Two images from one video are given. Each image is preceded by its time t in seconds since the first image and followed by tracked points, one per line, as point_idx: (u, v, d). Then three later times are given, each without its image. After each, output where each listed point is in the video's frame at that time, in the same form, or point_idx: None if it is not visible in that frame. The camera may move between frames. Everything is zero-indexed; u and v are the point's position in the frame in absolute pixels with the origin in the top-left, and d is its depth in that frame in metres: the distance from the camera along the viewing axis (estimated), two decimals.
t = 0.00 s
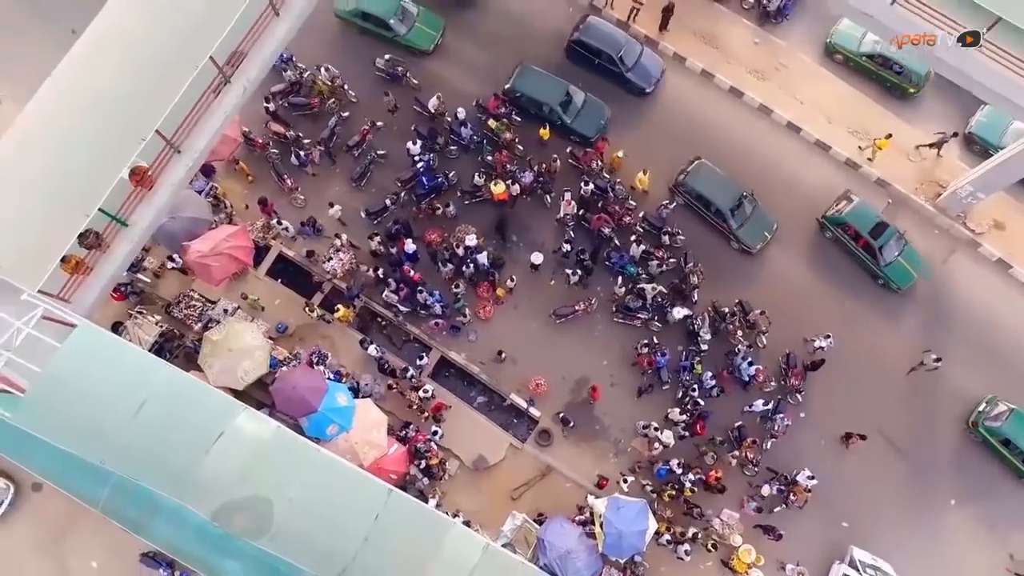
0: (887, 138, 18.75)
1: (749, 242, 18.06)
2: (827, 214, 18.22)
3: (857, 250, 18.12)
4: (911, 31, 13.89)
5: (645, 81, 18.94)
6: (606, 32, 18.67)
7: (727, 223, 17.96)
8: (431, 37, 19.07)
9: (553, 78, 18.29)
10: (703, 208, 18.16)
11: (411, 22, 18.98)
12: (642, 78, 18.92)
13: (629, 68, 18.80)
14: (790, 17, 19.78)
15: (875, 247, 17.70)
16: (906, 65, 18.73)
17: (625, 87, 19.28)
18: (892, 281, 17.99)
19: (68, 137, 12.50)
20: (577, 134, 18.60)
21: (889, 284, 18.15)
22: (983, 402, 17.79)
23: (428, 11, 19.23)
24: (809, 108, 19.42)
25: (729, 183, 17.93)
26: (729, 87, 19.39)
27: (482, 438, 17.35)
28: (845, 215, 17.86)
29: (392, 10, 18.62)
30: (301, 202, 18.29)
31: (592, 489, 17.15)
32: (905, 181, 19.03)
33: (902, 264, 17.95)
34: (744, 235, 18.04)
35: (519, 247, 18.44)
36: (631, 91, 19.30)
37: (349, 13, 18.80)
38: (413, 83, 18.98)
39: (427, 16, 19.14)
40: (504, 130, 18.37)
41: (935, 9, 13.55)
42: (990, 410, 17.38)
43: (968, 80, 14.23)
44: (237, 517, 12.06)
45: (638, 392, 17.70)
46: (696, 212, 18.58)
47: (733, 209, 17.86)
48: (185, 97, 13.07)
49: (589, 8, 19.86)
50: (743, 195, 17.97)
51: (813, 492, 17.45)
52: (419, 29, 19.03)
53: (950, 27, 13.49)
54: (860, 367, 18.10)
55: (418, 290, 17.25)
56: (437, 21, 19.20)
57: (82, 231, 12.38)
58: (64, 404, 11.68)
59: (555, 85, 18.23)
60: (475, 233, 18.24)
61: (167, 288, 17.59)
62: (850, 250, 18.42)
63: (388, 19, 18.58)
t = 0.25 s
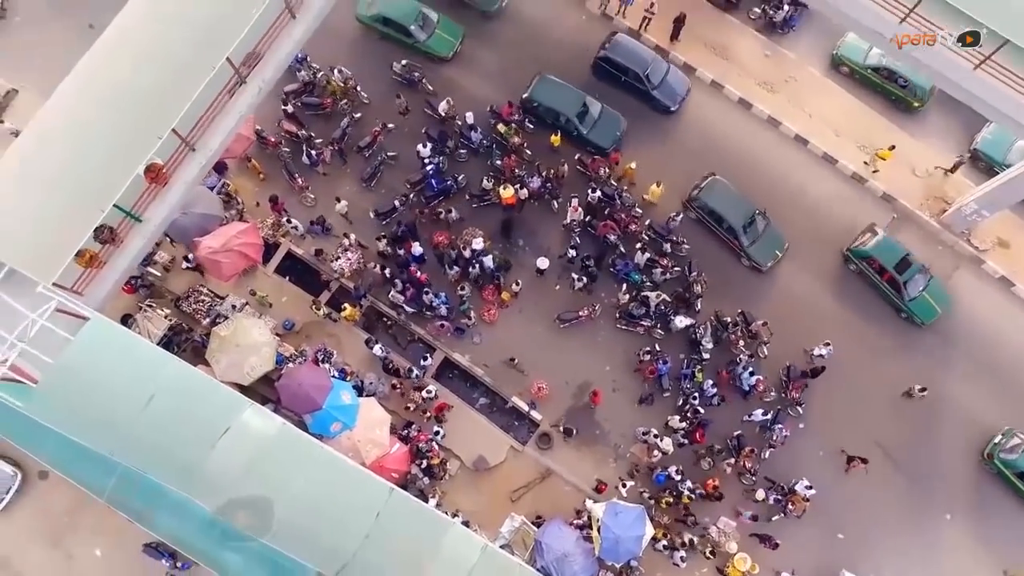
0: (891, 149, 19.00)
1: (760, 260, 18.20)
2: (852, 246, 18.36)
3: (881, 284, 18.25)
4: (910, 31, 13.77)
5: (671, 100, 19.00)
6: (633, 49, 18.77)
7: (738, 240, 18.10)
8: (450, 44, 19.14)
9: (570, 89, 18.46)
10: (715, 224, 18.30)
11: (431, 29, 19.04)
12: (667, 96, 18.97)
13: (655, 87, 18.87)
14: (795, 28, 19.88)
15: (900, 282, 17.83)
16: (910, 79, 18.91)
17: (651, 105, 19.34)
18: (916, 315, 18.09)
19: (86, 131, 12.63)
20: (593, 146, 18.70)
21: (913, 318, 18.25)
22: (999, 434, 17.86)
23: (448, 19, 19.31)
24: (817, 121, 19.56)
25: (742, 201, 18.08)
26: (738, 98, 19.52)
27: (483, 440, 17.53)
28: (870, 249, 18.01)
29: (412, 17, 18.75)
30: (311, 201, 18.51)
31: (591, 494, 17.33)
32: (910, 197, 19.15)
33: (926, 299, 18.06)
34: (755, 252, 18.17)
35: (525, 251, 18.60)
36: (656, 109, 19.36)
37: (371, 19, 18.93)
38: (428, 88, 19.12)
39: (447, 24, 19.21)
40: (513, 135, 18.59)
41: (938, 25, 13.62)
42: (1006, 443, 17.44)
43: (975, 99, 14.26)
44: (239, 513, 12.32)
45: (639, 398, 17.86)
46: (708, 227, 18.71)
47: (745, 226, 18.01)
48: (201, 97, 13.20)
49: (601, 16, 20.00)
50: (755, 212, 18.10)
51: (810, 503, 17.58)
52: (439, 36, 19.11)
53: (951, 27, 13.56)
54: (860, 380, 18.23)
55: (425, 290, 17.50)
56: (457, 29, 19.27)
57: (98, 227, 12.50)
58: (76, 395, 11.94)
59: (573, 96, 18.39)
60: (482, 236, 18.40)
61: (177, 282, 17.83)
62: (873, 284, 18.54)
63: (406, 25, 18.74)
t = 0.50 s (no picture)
0: (890, 157, 19.17)
1: (767, 276, 18.33)
2: (873, 277, 18.45)
3: (902, 316, 18.31)
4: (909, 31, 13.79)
5: (690, 118, 19.17)
6: (655, 68, 18.91)
7: (747, 255, 18.22)
8: (464, 52, 19.34)
9: (583, 100, 18.65)
10: (724, 240, 18.43)
11: (446, 37, 19.26)
12: (688, 115, 19.15)
13: (676, 105, 19.02)
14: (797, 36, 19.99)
15: (921, 314, 17.91)
16: (912, 89, 19.06)
17: (670, 122, 19.49)
18: (937, 347, 18.12)
19: (99, 132, 12.81)
20: (604, 157, 18.87)
21: (933, 350, 18.29)
22: (1014, 463, 17.88)
23: (463, 27, 19.52)
24: (821, 132, 19.70)
25: (752, 217, 18.21)
26: (743, 108, 19.66)
27: (484, 442, 17.71)
28: (891, 280, 18.08)
29: (427, 25, 18.99)
30: (318, 203, 18.70)
31: (589, 498, 17.49)
32: (912, 209, 19.29)
33: (948, 331, 18.10)
34: (763, 268, 18.30)
35: (528, 256, 18.77)
36: (676, 126, 19.52)
37: (386, 26, 19.16)
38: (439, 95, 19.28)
39: (462, 32, 19.41)
40: (518, 141, 18.72)
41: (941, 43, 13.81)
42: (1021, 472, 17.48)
43: (979, 116, 14.38)
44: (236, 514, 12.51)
45: (639, 404, 18.02)
46: (717, 243, 18.83)
47: (754, 242, 18.14)
48: (213, 101, 13.40)
49: (608, 24, 20.13)
50: (765, 229, 18.26)
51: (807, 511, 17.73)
52: (453, 44, 19.32)
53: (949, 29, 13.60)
54: (859, 390, 18.36)
55: (429, 293, 17.71)
56: (471, 37, 19.46)
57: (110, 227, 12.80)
58: (86, 392, 12.12)
59: (586, 108, 18.57)
60: (486, 241, 18.56)
61: (184, 281, 18.01)
62: (894, 315, 18.60)
63: (422, 33, 18.97)
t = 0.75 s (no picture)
0: (887, 170, 19.33)
1: (777, 297, 18.41)
2: (897, 316, 18.50)
3: (927, 355, 18.34)
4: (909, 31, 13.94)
5: (713, 140, 19.23)
6: (679, 91, 18.99)
7: (757, 276, 18.32)
8: (480, 63, 19.37)
9: (596, 114, 18.77)
10: (734, 259, 18.53)
11: (461, 48, 19.31)
12: (711, 139, 19.21)
13: (699, 128, 19.10)
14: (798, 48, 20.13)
15: (946, 353, 17.94)
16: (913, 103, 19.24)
17: (693, 145, 19.57)
18: (961, 387, 18.15)
19: (112, 134, 13.00)
20: (616, 171, 18.96)
21: (958, 389, 18.31)
22: None
23: (479, 38, 19.56)
24: (825, 146, 19.84)
25: (764, 240, 18.29)
26: (747, 120, 19.80)
27: (484, 447, 17.92)
28: (917, 319, 18.12)
29: (443, 36, 19.01)
30: (324, 206, 18.91)
31: (587, 505, 17.68)
32: (914, 225, 19.40)
33: (972, 370, 18.13)
34: (772, 289, 18.38)
35: (531, 263, 18.95)
36: (698, 150, 19.60)
37: (403, 36, 19.20)
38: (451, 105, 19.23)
39: (478, 44, 19.46)
40: (524, 149, 18.87)
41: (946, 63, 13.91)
42: None
43: (980, 136, 14.48)
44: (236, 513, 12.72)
45: (638, 412, 18.20)
46: (727, 263, 18.92)
47: (764, 263, 18.22)
48: (224, 107, 13.57)
49: (615, 34, 20.24)
50: (775, 250, 18.32)
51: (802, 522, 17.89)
52: (469, 56, 19.37)
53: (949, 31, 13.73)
54: (856, 403, 18.51)
55: (432, 299, 17.88)
56: (486, 49, 19.50)
57: (121, 230, 12.96)
58: (95, 390, 12.36)
59: (600, 122, 18.68)
60: (490, 248, 18.76)
61: (191, 281, 18.25)
62: (918, 354, 18.63)
63: (438, 44, 19.00)
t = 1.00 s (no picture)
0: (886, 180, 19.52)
1: (783, 315, 18.44)
2: (915, 347, 18.48)
3: (945, 387, 18.33)
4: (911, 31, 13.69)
5: (730, 160, 19.25)
6: (698, 111, 19.08)
7: (764, 293, 18.36)
8: (491, 73, 19.44)
9: (606, 126, 18.87)
10: (741, 275, 18.61)
11: (473, 57, 19.38)
12: (728, 159, 19.25)
13: (716, 148, 19.15)
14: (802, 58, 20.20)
15: (965, 387, 17.93)
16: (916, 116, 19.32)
17: (710, 164, 19.62)
18: (979, 420, 18.17)
19: (121, 135, 12.88)
20: (627, 183, 19.04)
21: (975, 421, 18.32)
22: None
23: (491, 48, 19.64)
24: (829, 158, 19.92)
25: (770, 257, 18.37)
26: (752, 131, 19.87)
27: (483, 452, 18.06)
28: (936, 352, 18.11)
29: (455, 44, 19.11)
30: (330, 209, 19.06)
31: (585, 511, 17.81)
32: (915, 238, 19.48)
33: (990, 403, 18.15)
34: (778, 306, 18.42)
35: (534, 269, 19.08)
36: (715, 168, 19.66)
37: (416, 44, 19.30)
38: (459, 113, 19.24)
39: (490, 54, 19.53)
40: (529, 155, 18.90)
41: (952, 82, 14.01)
42: None
43: (983, 154, 14.59)
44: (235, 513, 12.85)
45: (637, 420, 18.32)
46: (734, 279, 19.01)
47: (771, 279, 18.30)
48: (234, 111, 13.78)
49: (622, 43, 20.31)
50: (783, 267, 18.42)
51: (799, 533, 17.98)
52: (481, 65, 19.44)
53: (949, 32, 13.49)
54: (854, 415, 18.60)
55: (435, 304, 17.99)
56: (498, 58, 19.57)
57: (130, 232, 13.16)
58: (101, 389, 12.50)
59: (608, 134, 18.80)
60: (494, 254, 18.94)
61: (196, 281, 18.38)
62: (935, 385, 18.62)
63: (451, 53, 19.09)
